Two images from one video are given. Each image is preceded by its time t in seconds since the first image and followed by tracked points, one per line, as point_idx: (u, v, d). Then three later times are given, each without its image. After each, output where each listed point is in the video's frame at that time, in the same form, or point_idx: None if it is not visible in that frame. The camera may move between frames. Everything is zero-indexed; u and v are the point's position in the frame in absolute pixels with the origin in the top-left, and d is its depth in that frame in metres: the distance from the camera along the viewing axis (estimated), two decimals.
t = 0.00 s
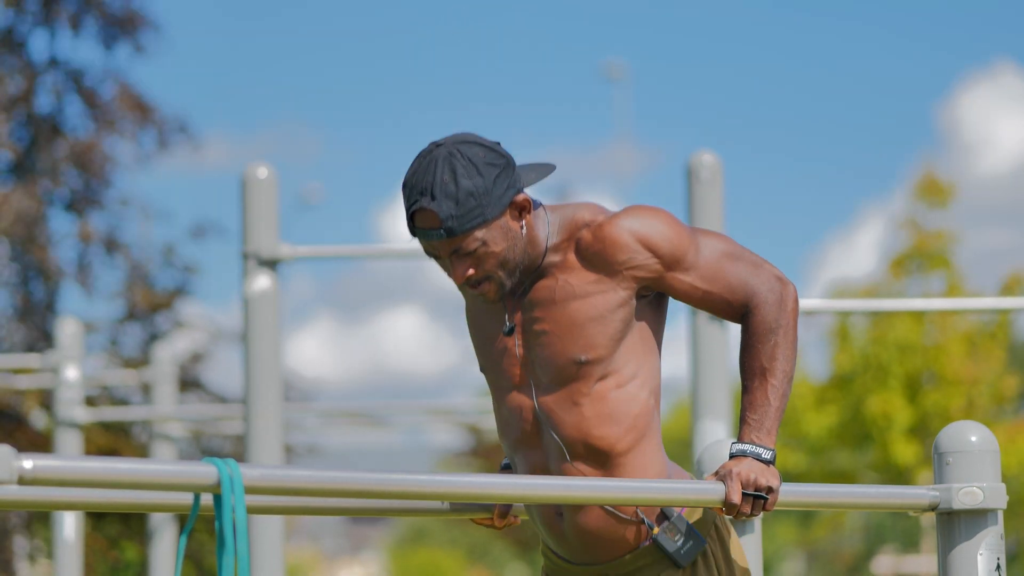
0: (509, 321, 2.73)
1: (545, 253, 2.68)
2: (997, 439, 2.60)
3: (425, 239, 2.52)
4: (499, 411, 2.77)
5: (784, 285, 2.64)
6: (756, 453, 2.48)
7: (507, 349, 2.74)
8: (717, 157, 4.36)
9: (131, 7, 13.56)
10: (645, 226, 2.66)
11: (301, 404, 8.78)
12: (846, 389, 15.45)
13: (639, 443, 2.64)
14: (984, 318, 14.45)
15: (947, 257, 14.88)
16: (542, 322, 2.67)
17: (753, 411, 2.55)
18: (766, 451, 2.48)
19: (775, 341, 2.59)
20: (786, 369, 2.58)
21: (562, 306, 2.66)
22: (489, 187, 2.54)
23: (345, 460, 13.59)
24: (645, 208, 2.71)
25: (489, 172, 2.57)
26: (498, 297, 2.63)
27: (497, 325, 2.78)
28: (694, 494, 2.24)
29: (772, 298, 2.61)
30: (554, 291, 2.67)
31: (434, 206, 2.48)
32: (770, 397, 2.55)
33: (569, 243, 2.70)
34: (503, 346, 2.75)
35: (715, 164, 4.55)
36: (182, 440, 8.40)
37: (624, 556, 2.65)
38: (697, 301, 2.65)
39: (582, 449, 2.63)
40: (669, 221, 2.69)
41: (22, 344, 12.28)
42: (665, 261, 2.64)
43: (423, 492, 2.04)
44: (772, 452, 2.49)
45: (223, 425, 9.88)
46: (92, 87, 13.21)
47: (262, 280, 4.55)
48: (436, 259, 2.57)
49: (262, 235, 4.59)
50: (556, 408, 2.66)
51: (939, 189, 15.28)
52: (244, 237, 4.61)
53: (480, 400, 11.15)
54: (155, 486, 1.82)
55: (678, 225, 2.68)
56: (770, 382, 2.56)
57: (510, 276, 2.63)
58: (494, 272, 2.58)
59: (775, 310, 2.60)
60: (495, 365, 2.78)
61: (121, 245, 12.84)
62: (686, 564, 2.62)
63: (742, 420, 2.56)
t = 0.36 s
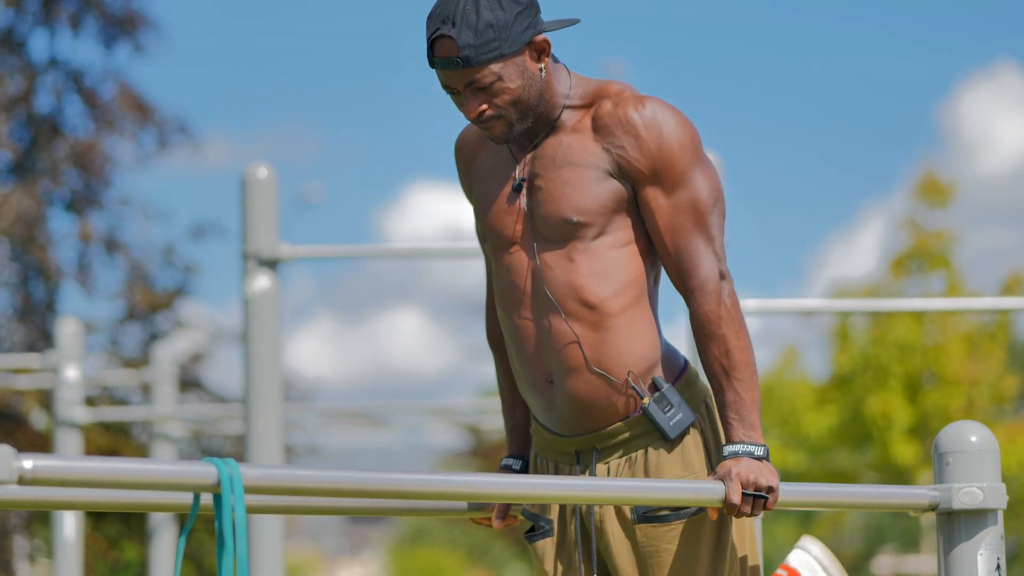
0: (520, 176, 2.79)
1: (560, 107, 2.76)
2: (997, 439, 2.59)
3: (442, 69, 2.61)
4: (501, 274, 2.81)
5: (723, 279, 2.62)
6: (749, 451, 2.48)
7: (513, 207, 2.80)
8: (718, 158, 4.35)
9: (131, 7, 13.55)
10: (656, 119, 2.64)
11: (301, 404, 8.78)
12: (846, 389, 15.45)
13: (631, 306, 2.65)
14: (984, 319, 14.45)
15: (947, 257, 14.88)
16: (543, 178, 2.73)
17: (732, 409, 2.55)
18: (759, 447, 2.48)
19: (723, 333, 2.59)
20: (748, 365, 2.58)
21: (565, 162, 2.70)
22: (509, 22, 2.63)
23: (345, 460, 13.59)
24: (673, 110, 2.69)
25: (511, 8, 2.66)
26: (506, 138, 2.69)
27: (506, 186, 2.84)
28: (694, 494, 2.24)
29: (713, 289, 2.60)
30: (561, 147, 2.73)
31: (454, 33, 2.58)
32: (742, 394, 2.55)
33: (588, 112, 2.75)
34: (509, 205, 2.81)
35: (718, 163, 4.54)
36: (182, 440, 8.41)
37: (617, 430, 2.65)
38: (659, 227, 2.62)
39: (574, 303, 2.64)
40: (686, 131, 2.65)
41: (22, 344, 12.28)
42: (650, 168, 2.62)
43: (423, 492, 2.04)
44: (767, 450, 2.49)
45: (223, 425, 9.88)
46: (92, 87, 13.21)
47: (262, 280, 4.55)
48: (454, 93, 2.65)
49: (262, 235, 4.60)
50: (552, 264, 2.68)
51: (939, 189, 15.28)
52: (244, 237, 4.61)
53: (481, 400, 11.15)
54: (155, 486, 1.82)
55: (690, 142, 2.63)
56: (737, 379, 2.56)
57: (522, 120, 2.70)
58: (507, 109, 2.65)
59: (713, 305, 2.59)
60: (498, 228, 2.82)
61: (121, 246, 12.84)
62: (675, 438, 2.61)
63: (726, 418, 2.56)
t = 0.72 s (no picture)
0: (521, 193, 2.78)
1: (562, 124, 2.74)
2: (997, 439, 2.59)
3: (445, 89, 2.59)
4: (501, 289, 2.81)
5: (740, 277, 2.62)
6: (753, 453, 2.48)
7: (515, 222, 2.79)
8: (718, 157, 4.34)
9: (131, 7, 13.54)
10: (658, 126, 2.65)
11: (301, 404, 8.77)
12: (846, 389, 15.46)
13: (632, 325, 2.65)
14: (984, 318, 14.44)
15: (946, 257, 14.88)
16: (544, 195, 2.73)
17: (739, 409, 2.55)
18: (763, 450, 2.48)
19: (735, 334, 2.59)
20: (758, 366, 2.59)
21: (567, 178, 2.70)
22: (511, 40, 2.62)
23: (345, 460, 13.57)
24: (674, 116, 2.71)
25: (512, 26, 2.65)
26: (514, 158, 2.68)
27: (508, 203, 2.83)
28: (694, 495, 2.24)
29: (730, 285, 2.60)
30: (563, 162, 2.72)
31: (456, 53, 2.57)
32: (750, 393, 2.55)
33: (588, 122, 2.75)
34: (512, 220, 2.80)
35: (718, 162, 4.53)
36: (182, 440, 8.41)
37: (616, 446, 2.64)
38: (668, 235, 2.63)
39: (576, 322, 2.64)
40: (688, 136, 2.66)
41: (22, 344, 12.28)
42: (656, 175, 2.63)
43: (422, 493, 2.04)
44: (770, 451, 2.49)
45: (224, 425, 9.87)
46: (92, 87, 13.21)
47: (262, 280, 4.55)
48: (454, 111, 2.64)
49: (262, 234, 4.60)
50: (554, 282, 2.68)
51: (939, 189, 15.27)
52: (244, 237, 4.61)
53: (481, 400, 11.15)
54: (154, 487, 1.82)
55: (693, 147, 2.65)
56: (747, 379, 2.57)
57: (524, 137, 2.69)
58: (510, 129, 2.64)
59: (729, 303, 2.59)
60: (501, 244, 2.81)
61: (121, 246, 12.83)
62: (672, 457, 2.60)
63: (732, 419, 2.56)
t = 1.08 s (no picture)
0: (507, 324, 2.74)
1: (542, 251, 2.67)
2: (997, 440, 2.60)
3: (420, 251, 2.53)
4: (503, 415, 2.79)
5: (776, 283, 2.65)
6: (756, 454, 2.48)
7: (507, 351, 2.75)
8: (717, 158, 4.35)
9: (131, 7, 13.54)
10: (638, 220, 2.66)
11: (301, 404, 8.77)
12: (846, 389, 15.46)
13: (643, 449, 2.65)
14: (984, 319, 14.42)
15: (946, 257, 14.87)
16: (541, 326, 2.68)
17: (752, 410, 2.55)
18: (767, 451, 2.48)
19: (774, 339, 2.59)
20: (785, 369, 2.57)
21: (562, 305, 2.66)
22: (480, 196, 2.53)
23: (345, 460, 13.57)
24: (638, 204, 2.72)
25: (479, 179, 2.56)
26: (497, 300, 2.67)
27: (496, 330, 2.78)
28: (694, 495, 2.24)
29: (767, 295, 2.62)
30: (553, 290, 2.67)
31: (425, 220, 2.48)
32: (768, 396, 2.55)
33: (563, 240, 2.70)
34: (503, 350, 2.76)
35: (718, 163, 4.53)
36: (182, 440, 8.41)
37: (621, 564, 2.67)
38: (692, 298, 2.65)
39: (586, 457, 2.64)
40: (663, 216, 2.69)
41: (22, 344, 12.29)
42: (662, 258, 2.64)
43: (422, 494, 2.04)
44: (773, 454, 2.49)
45: (224, 425, 9.87)
46: (92, 87, 13.21)
47: (262, 280, 4.55)
48: (433, 269, 2.58)
49: (262, 234, 4.60)
50: (559, 416, 2.66)
51: (939, 189, 15.26)
52: (244, 236, 4.61)
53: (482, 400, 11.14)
54: (155, 486, 1.82)
55: (674, 221, 2.69)
56: (768, 381, 2.56)
57: (506, 280, 2.66)
58: (491, 278, 2.61)
59: (771, 310, 2.61)
60: (497, 371, 2.78)
61: (121, 245, 12.83)
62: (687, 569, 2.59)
63: (742, 420, 2.56)
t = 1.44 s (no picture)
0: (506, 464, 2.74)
1: (535, 392, 2.63)
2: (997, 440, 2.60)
3: (415, 420, 2.46)
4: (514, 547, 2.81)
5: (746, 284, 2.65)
6: (755, 453, 2.48)
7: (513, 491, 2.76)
8: (717, 158, 4.34)
9: (131, 6, 13.55)
10: (616, 330, 2.59)
11: (301, 404, 8.77)
12: (845, 389, 15.46)
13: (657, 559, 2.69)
14: (984, 319, 14.41)
15: (946, 257, 14.87)
16: (552, 460, 2.67)
17: (745, 412, 2.55)
18: (765, 450, 2.48)
19: (757, 340, 2.60)
20: (770, 366, 2.59)
21: (567, 436, 2.64)
22: (471, 362, 2.44)
23: (345, 459, 13.56)
24: (602, 312, 2.64)
25: (468, 344, 2.47)
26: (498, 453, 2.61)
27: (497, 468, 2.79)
28: (695, 494, 2.24)
29: (743, 298, 2.62)
30: (555, 425, 2.65)
31: (417, 394, 2.41)
32: (760, 397, 2.55)
33: (552, 376, 2.64)
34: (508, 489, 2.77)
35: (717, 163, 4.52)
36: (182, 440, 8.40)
37: None
38: (690, 354, 2.65)
39: None
40: (633, 312, 2.62)
41: (22, 344, 12.30)
42: (653, 348, 2.60)
43: (422, 492, 2.04)
44: (771, 452, 2.48)
45: (224, 426, 9.87)
46: (92, 87, 13.21)
47: (262, 280, 4.55)
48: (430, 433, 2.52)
49: (262, 232, 4.60)
50: (573, 550, 2.68)
51: (939, 189, 15.25)
52: (244, 235, 4.61)
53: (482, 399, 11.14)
54: (155, 486, 1.82)
55: (646, 309, 2.64)
56: (758, 382, 2.57)
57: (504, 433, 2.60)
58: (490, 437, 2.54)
59: (749, 308, 2.62)
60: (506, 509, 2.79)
61: (121, 244, 12.83)
62: None
63: (737, 421, 2.56)
